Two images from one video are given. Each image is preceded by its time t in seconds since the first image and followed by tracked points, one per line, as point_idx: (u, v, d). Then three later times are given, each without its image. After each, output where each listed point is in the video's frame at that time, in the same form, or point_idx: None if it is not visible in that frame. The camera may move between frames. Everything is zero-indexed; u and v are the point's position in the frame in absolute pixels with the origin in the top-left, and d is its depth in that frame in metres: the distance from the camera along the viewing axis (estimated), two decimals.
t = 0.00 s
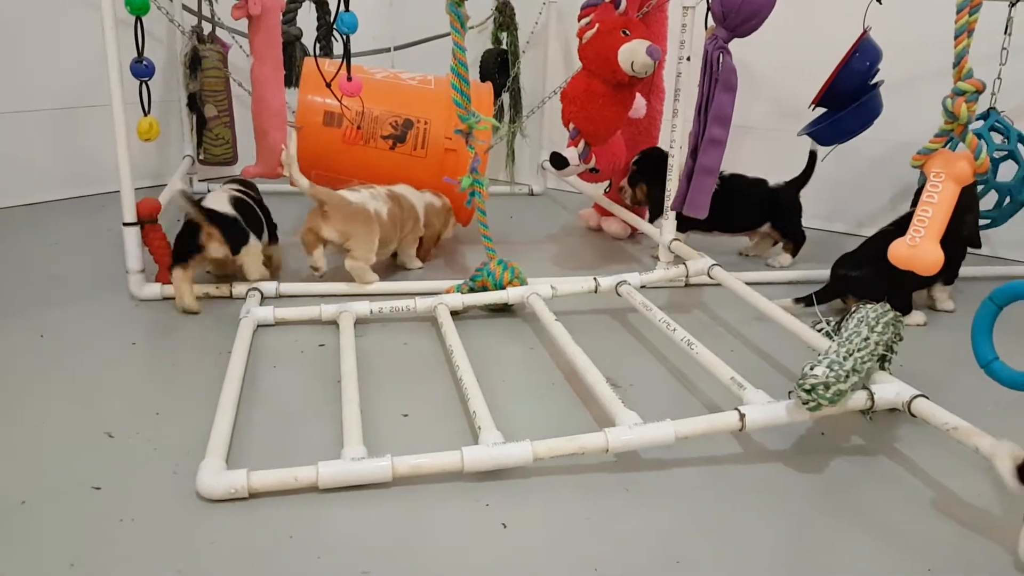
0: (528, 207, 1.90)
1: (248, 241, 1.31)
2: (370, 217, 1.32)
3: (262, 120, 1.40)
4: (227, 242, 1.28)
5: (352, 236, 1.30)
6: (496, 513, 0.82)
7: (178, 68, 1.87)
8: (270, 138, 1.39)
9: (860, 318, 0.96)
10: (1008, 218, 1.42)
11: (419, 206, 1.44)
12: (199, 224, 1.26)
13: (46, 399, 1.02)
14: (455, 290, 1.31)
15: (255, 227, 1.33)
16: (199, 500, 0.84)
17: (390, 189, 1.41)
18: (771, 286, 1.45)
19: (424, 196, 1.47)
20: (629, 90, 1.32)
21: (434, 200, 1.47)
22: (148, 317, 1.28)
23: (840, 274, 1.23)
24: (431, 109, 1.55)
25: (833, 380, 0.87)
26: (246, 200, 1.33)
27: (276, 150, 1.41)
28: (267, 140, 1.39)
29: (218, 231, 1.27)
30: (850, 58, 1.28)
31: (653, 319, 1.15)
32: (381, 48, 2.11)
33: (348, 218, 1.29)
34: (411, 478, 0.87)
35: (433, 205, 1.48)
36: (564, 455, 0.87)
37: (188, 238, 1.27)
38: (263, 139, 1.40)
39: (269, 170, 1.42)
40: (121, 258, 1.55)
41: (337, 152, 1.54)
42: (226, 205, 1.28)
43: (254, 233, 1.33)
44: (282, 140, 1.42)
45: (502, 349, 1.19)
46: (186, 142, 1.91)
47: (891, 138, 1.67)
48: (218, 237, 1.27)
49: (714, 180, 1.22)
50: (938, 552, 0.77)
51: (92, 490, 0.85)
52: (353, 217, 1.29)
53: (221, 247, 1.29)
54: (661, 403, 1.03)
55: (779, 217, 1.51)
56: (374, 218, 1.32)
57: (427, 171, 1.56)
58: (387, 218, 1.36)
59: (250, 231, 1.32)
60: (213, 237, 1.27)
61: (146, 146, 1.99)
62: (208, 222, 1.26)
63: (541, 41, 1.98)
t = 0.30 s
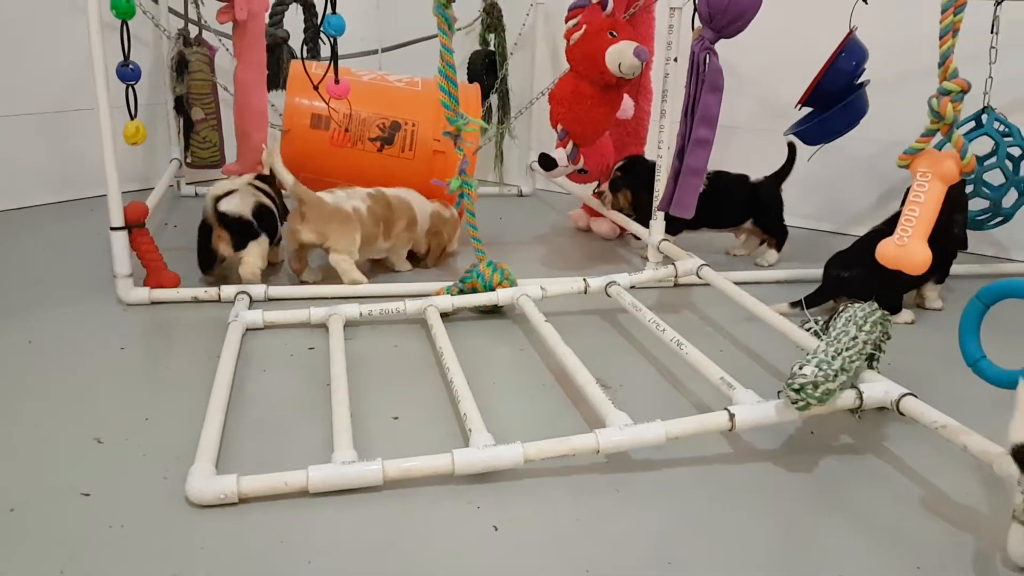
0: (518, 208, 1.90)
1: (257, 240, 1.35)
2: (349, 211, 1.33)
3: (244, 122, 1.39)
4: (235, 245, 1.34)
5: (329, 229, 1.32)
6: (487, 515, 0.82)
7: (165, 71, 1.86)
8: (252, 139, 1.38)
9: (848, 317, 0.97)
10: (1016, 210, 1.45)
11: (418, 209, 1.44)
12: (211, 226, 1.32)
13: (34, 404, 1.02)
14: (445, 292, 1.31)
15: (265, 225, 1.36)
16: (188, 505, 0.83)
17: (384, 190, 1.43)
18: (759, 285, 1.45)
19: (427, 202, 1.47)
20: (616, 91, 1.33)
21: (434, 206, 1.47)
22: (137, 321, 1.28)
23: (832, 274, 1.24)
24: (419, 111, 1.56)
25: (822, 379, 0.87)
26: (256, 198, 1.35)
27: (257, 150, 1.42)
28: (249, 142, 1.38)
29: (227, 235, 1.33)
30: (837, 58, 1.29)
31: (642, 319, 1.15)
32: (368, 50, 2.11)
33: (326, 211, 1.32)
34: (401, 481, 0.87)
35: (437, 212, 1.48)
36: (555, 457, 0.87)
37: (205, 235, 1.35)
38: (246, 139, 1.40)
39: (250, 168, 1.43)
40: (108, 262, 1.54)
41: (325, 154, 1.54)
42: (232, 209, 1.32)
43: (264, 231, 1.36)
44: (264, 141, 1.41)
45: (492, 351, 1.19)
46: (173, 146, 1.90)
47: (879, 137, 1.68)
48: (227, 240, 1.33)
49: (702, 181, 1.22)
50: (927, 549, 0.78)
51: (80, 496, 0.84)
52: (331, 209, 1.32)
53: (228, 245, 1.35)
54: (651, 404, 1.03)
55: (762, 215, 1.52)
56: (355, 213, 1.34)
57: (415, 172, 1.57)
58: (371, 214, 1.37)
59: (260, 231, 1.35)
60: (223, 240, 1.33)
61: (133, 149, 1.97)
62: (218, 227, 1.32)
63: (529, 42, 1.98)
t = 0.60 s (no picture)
0: (501, 209, 1.89)
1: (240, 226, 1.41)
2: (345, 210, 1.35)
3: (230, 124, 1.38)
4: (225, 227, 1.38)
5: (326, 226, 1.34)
6: (473, 517, 0.82)
7: (144, 72, 1.84)
8: (239, 142, 1.37)
9: (830, 316, 0.98)
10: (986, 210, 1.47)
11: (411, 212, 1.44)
12: (201, 210, 1.36)
13: (12, 411, 1.00)
14: (427, 293, 1.30)
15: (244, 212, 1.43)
16: (170, 512, 0.82)
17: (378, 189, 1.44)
18: (741, 285, 1.46)
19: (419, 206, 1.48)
20: (598, 91, 1.33)
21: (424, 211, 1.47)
22: (116, 325, 1.26)
23: (813, 271, 1.24)
24: (400, 111, 1.55)
25: (804, 378, 0.88)
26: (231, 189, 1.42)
27: (247, 154, 1.40)
28: (238, 145, 1.37)
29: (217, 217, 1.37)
30: (817, 58, 1.29)
31: (626, 319, 1.16)
32: (349, 51, 2.09)
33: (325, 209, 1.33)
34: (386, 485, 0.86)
35: (428, 217, 1.48)
36: (540, 458, 0.87)
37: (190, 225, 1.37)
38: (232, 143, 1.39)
39: (241, 174, 1.42)
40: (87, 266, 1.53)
41: (307, 155, 1.53)
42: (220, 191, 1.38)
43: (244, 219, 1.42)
44: (252, 144, 1.40)
45: (476, 352, 1.19)
46: (152, 147, 1.88)
47: (858, 136, 1.69)
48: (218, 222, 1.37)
49: (684, 181, 1.22)
50: (910, 546, 0.78)
51: (60, 503, 0.83)
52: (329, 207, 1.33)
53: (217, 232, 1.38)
54: (636, 404, 1.03)
55: (724, 216, 1.54)
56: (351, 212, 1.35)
57: (397, 173, 1.56)
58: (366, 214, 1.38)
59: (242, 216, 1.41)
60: (214, 223, 1.37)
61: (112, 151, 1.95)
62: (209, 209, 1.36)
63: (510, 42, 1.98)
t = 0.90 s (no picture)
0: (488, 210, 1.89)
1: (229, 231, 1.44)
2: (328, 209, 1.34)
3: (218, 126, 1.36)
4: (213, 227, 1.41)
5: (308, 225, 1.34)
6: (463, 519, 0.82)
7: (127, 75, 1.83)
8: (228, 144, 1.35)
9: (816, 314, 0.98)
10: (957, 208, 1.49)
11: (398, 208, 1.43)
12: (192, 206, 1.39)
13: None
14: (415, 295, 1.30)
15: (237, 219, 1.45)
16: (157, 518, 0.81)
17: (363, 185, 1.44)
18: (728, 284, 1.46)
19: (407, 200, 1.47)
20: (583, 92, 1.33)
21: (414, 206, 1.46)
22: (101, 330, 1.25)
23: (800, 271, 1.25)
24: (386, 113, 1.54)
25: (791, 376, 0.88)
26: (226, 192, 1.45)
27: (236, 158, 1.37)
28: (226, 148, 1.35)
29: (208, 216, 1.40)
30: (801, 56, 1.30)
31: (613, 319, 1.16)
32: (333, 53, 2.09)
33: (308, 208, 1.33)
34: (375, 488, 0.86)
35: (417, 211, 1.47)
36: (530, 459, 0.87)
37: (178, 217, 1.40)
38: (221, 145, 1.37)
39: (229, 179, 1.38)
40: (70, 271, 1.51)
41: (292, 157, 1.52)
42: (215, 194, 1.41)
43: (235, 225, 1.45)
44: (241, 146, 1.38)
45: (464, 354, 1.19)
46: (136, 151, 1.87)
47: (842, 135, 1.70)
48: (207, 222, 1.40)
49: (669, 180, 1.22)
50: (898, 542, 0.79)
51: (46, 511, 0.82)
52: (310, 206, 1.33)
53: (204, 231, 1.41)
54: (625, 404, 1.03)
55: (714, 218, 1.54)
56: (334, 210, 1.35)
57: (383, 175, 1.56)
58: (349, 212, 1.38)
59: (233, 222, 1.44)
60: (203, 220, 1.40)
61: (95, 155, 1.94)
62: (201, 207, 1.39)
63: (495, 43, 1.98)
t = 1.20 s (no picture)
0: (477, 212, 1.89)
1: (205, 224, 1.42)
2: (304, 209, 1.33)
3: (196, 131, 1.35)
4: (184, 225, 1.41)
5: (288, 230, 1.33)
6: (455, 522, 0.82)
7: (113, 79, 1.82)
8: (205, 147, 1.33)
9: (805, 313, 0.98)
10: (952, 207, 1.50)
11: (375, 200, 1.42)
12: (161, 208, 1.40)
13: None
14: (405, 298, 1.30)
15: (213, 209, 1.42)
16: (148, 524, 0.81)
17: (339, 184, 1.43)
18: (718, 283, 1.47)
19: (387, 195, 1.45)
20: (572, 93, 1.33)
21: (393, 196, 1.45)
22: (90, 336, 1.24)
23: (792, 272, 1.25)
24: (374, 114, 1.54)
25: (781, 375, 0.89)
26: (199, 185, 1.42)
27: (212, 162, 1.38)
28: (203, 153, 1.34)
29: (176, 215, 1.40)
30: (788, 56, 1.30)
31: (604, 320, 1.16)
32: (320, 55, 2.08)
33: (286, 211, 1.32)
34: (367, 492, 0.86)
35: (398, 205, 1.45)
36: (522, 461, 0.87)
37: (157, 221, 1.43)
38: (197, 148, 1.36)
39: (205, 181, 1.38)
40: (58, 276, 1.50)
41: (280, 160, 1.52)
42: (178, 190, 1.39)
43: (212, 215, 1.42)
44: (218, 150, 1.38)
45: (455, 356, 1.18)
46: (123, 155, 1.86)
47: (830, 134, 1.71)
48: (176, 222, 1.40)
49: (657, 181, 1.22)
50: (889, 540, 0.79)
51: (36, 518, 0.82)
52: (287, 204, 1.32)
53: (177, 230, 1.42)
54: (616, 404, 1.03)
55: (698, 220, 1.55)
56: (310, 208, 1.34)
57: (372, 176, 1.56)
58: (327, 209, 1.37)
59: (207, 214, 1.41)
60: (172, 221, 1.40)
61: (82, 160, 1.92)
62: (167, 208, 1.39)
63: (484, 45, 1.98)
